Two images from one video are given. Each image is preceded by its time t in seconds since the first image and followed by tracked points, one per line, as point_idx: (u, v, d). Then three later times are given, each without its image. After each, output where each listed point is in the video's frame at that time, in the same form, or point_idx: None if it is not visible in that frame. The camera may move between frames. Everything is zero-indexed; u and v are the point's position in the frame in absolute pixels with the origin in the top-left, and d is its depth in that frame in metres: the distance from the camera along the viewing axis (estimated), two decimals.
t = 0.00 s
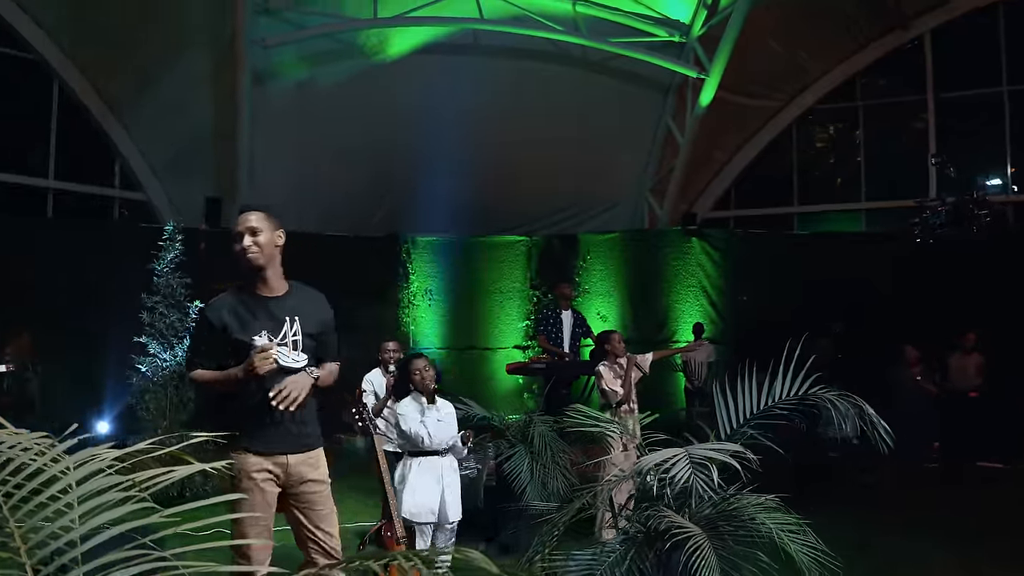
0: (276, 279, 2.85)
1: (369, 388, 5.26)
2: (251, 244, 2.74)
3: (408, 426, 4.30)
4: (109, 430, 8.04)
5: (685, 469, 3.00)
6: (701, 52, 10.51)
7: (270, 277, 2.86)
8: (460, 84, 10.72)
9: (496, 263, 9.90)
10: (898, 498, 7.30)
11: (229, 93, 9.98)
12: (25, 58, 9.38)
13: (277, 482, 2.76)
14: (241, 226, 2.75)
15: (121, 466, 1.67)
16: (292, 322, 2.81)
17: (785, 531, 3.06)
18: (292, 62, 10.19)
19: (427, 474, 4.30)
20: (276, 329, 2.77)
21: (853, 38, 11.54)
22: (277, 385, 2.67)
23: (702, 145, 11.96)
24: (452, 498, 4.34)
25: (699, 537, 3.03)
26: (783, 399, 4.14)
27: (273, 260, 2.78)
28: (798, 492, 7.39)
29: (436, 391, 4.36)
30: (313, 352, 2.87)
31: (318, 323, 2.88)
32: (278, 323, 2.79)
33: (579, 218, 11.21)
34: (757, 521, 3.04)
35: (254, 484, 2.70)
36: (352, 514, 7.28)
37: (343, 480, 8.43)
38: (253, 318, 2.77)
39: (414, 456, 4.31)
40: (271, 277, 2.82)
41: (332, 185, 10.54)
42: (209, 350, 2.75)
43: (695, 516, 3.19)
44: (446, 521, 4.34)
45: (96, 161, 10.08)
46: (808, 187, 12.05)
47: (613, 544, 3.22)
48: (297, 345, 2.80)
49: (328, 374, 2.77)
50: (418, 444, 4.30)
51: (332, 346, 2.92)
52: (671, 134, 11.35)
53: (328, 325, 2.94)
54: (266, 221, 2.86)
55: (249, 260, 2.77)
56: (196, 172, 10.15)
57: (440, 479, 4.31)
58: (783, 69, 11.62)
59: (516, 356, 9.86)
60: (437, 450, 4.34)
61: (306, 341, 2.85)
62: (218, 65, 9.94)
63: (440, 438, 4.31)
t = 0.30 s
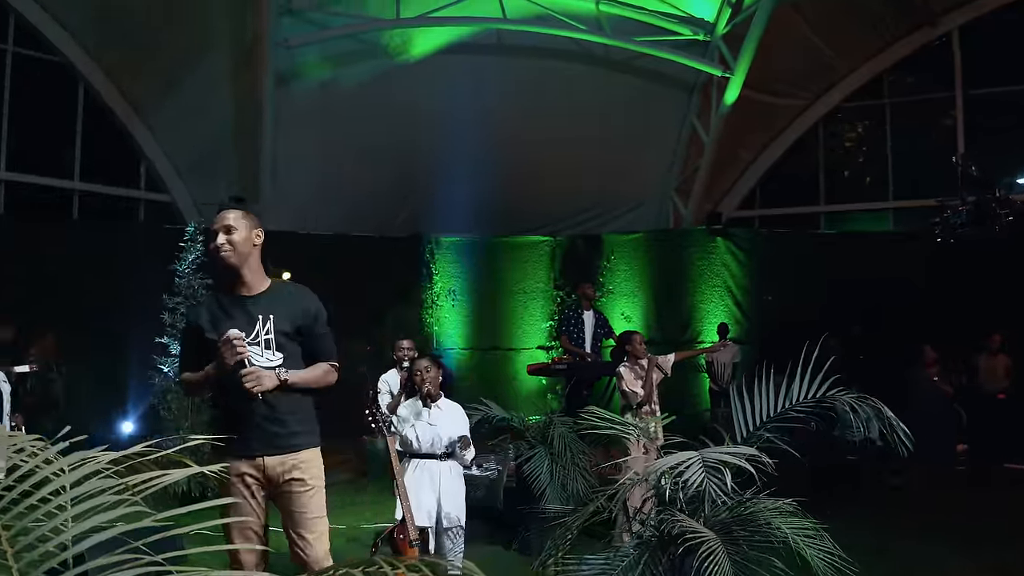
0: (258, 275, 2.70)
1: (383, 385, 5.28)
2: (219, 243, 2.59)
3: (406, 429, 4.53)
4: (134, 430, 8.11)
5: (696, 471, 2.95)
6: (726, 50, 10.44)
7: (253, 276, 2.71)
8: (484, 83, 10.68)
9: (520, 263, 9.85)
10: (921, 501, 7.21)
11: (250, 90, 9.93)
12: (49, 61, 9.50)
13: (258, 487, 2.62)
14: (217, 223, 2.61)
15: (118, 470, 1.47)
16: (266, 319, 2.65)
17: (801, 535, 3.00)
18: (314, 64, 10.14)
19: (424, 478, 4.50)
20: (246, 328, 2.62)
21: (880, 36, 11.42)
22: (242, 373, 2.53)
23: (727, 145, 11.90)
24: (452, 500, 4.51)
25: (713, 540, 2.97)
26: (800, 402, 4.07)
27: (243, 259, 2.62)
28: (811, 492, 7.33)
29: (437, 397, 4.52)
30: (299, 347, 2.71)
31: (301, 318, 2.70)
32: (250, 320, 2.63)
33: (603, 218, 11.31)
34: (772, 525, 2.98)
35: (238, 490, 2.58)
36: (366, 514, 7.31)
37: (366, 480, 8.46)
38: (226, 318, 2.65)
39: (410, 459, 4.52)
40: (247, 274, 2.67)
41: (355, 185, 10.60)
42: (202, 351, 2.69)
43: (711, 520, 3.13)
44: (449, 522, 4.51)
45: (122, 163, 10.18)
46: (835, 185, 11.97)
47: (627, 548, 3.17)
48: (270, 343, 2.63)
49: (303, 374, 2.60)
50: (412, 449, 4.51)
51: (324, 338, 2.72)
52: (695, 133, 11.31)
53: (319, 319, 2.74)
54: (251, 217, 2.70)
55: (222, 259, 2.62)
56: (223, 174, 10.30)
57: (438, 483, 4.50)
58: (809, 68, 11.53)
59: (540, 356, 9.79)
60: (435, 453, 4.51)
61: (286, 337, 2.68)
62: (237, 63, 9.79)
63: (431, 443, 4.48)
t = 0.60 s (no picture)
0: (273, 274, 2.62)
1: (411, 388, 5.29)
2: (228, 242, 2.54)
3: (420, 434, 4.64)
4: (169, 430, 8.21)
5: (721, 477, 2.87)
6: (760, 47, 10.36)
7: (273, 274, 2.64)
8: (517, 82, 10.67)
9: (554, 263, 9.75)
10: (956, 504, 7.10)
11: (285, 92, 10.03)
12: (85, 65, 9.57)
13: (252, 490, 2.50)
14: (235, 220, 2.57)
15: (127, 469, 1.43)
16: (263, 320, 2.54)
17: (829, 541, 2.92)
18: (347, 66, 10.23)
19: (444, 479, 4.54)
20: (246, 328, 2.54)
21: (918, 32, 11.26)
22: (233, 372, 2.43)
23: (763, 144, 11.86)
24: (475, 500, 4.57)
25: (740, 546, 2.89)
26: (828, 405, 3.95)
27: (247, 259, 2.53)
28: (843, 494, 7.27)
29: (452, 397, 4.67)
30: (300, 349, 2.56)
31: (298, 319, 2.54)
32: (251, 320, 2.55)
33: (637, 218, 11.22)
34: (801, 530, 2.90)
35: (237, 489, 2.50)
36: (397, 514, 7.33)
37: (399, 479, 8.49)
38: (234, 316, 2.60)
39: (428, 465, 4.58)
40: (257, 273, 2.59)
41: (386, 184, 10.56)
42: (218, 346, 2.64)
43: (735, 522, 3.06)
44: (470, 522, 4.56)
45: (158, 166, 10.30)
46: (872, 184, 11.86)
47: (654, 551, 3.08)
48: (265, 344, 2.53)
49: (290, 378, 2.43)
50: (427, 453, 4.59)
51: (331, 346, 2.55)
52: (731, 132, 11.42)
53: (322, 321, 2.56)
54: (274, 218, 2.64)
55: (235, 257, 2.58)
56: (256, 173, 10.30)
57: (457, 483, 4.55)
58: (845, 66, 11.42)
59: (572, 356, 9.78)
60: (454, 455, 4.58)
61: (286, 338, 2.54)
62: (274, 66, 9.96)
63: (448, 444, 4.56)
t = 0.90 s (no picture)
0: (290, 279, 2.64)
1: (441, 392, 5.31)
2: (254, 240, 2.59)
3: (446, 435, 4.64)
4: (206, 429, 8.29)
5: (743, 478, 2.82)
6: (797, 45, 10.29)
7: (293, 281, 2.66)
8: (553, 83, 10.67)
9: (592, 263, 9.71)
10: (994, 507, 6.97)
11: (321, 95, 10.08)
12: (124, 68, 9.76)
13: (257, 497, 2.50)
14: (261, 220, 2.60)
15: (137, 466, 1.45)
16: (279, 323, 2.55)
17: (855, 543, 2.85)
18: (383, 67, 10.37)
19: (469, 482, 4.54)
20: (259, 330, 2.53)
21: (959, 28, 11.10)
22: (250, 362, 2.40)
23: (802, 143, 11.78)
24: (502, 500, 4.55)
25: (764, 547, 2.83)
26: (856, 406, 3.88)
27: (271, 260, 2.57)
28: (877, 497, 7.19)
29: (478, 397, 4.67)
30: (314, 356, 2.55)
31: (315, 325, 2.55)
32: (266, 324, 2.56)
33: (674, 217, 11.13)
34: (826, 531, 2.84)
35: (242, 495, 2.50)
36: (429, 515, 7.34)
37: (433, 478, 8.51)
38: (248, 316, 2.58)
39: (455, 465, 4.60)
40: (275, 276, 2.62)
41: (422, 185, 10.59)
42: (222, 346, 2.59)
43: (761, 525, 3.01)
44: (499, 523, 4.54)
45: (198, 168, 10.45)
46: (913, 182, 11.71)
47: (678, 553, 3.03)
48: (278, 350, 2.51)
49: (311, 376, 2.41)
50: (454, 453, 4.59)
51: (345, 354, 2.55)
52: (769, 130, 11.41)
53: (337, 329, 2.57)
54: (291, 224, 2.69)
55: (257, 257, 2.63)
56: (294, 174, 10.42)
57: (483, 485, 4.54)
58: (884, 63, 11.30)
59: (609, 357, 9.66)
60: (478, 456, 4.58)
61: (301, 344, 2.54)
62: (309, 69, 10.01)
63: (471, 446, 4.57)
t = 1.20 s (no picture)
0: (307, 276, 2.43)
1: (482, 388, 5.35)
2: (291, 231, 2.34)
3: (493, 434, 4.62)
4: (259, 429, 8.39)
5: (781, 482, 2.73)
6: (854, 40, 10.15)
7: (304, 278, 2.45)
8: (605, 81, 10.68)
9: (646, 263, 9.72)
10: None
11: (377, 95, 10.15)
12: (182, 73, 10.18)
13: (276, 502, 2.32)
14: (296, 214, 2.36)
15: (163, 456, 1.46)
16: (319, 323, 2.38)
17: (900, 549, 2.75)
18: (436, 68, 10.43)
19: (515, 482, 4.54)
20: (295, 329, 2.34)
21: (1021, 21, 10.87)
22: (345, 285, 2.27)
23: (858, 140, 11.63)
24: (547, 501, 4.55)
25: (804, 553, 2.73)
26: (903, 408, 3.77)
27: (311, 258, 2.34)
28: (925, 497, 7.11)
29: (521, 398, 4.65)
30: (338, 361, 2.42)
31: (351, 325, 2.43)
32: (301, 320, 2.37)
33: (730, 217, 11.11)
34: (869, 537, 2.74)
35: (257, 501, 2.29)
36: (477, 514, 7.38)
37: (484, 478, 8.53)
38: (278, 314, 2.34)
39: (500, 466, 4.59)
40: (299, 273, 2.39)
41: (474, 187, 10.52)
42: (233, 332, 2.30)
43: (802, 530, 2.91)
44: (544, 524, 4.54)
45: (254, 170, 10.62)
46: (974, 180, 11.49)
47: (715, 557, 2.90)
48: (319, 350, 2.35)
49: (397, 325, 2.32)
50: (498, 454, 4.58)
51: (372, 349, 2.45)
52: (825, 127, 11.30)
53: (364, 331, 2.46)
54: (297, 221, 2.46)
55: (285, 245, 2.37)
56: (346, 175, 10.30)
57: (529, 486, 4.54)
58: (943, 58, 11.10)
59: (663, 356, 9.72)
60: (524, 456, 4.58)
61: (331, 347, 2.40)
62: (365, 70, 10.13)
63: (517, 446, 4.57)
